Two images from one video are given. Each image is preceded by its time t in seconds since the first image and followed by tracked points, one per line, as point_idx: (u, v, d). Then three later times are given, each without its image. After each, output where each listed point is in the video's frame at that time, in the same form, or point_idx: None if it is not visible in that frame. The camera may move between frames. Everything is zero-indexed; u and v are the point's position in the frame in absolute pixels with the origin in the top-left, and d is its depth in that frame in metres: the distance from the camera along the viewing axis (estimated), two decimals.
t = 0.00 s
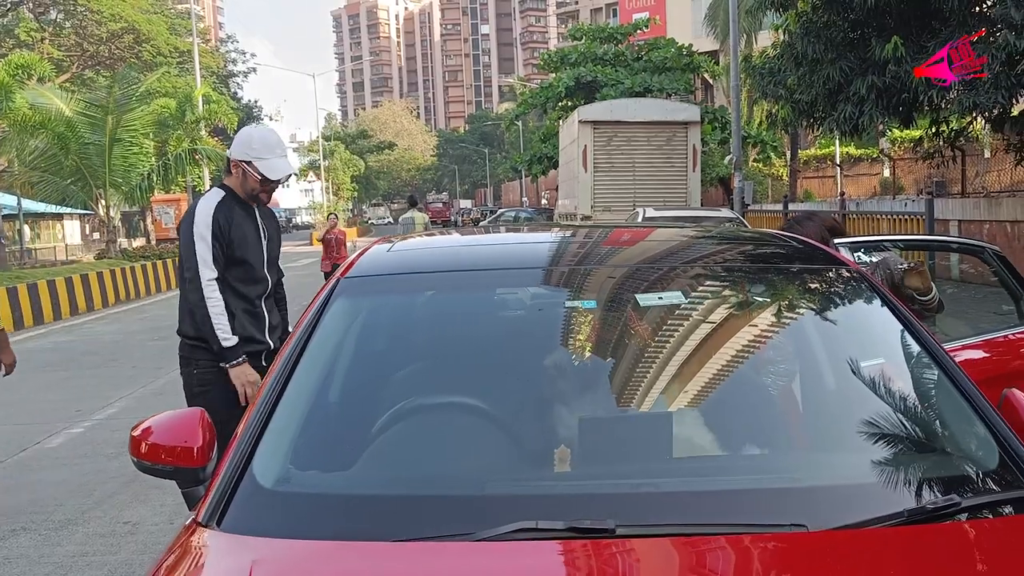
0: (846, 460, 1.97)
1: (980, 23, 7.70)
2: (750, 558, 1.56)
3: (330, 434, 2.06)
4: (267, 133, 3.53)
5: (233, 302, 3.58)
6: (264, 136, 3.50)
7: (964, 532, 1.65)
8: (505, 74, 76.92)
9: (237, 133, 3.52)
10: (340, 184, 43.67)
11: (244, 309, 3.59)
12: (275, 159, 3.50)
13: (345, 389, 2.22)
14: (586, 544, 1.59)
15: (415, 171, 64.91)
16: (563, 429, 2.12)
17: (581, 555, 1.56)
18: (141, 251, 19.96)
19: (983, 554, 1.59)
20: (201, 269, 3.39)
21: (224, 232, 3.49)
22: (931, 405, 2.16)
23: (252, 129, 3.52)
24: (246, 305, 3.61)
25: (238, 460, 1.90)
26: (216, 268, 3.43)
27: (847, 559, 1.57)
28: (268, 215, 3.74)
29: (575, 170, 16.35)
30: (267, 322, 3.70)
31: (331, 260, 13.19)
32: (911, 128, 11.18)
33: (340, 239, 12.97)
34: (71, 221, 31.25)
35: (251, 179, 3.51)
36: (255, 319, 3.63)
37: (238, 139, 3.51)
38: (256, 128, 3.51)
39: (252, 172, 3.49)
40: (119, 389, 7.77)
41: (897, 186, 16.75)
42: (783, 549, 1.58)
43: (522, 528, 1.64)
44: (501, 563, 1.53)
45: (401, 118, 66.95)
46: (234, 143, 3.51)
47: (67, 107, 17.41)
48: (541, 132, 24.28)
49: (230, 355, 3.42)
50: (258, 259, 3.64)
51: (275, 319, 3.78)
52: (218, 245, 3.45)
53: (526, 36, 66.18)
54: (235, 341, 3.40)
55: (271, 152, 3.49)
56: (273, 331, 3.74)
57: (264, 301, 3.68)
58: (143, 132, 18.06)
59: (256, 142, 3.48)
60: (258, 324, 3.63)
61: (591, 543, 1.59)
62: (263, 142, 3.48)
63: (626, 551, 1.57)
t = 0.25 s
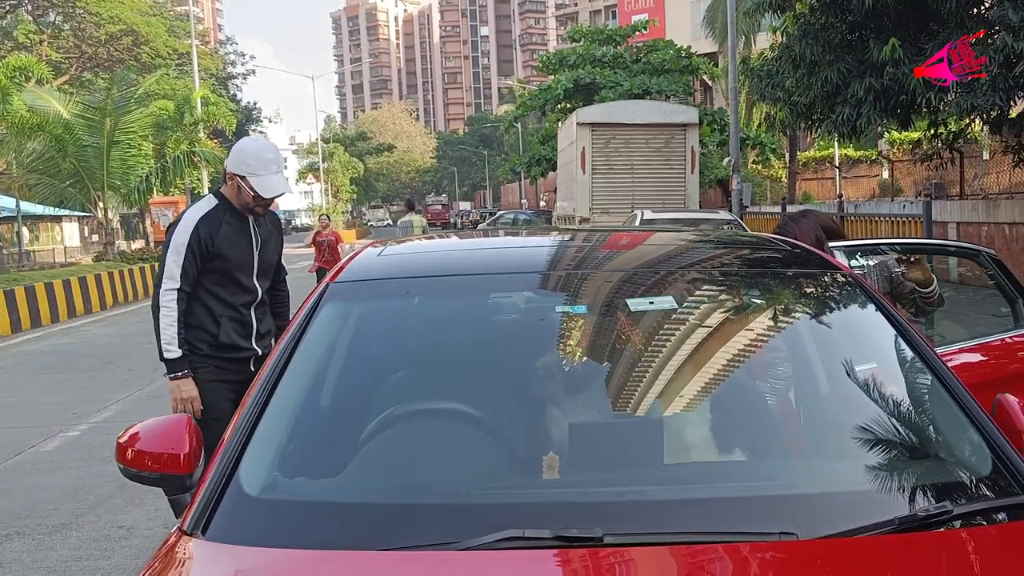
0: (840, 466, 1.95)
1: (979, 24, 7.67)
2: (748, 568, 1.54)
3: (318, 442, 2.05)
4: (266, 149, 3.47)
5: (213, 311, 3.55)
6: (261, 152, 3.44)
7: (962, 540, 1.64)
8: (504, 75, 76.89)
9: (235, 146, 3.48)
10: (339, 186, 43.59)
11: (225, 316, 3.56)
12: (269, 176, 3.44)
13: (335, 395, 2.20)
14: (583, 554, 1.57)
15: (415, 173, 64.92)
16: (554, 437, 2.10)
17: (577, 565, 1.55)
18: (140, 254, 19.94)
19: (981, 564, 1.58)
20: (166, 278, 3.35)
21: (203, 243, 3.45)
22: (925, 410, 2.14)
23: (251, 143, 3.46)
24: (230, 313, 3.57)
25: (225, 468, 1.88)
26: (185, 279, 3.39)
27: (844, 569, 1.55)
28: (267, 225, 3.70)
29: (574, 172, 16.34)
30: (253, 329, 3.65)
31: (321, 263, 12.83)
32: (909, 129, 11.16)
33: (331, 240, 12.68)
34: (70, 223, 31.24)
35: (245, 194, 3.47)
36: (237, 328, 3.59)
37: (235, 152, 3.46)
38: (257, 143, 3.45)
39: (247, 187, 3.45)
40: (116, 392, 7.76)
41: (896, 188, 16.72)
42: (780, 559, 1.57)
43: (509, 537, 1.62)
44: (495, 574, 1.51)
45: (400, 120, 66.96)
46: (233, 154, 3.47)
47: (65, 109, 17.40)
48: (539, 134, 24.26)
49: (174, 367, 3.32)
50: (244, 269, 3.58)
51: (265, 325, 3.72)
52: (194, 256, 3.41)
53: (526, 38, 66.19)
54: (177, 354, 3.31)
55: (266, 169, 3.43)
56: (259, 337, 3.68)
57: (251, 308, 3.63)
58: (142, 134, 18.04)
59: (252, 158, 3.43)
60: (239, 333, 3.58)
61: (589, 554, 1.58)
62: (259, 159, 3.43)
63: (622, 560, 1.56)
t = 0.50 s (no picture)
0: (837, 466, 1.94)
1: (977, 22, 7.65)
2: (747, 568, 1.54)
3: (313, 442, 2.03)
4: (250, 161, 3.37)
5: (205, 321, 3.53)
6: (247, 166, 3.35)
7: (961, 540, 1.63)
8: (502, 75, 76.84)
9: (221, 158, 3.39)
10: (338, 186, 43.53)
11: (218, 325, 3.54)
12: (256, 191, 3.35)
13: (330, 395, 2.19)
14: (581, 555, 1.57)
15: (413, 172, 64.90)
16: (550, 436, 2.09)
17: (576, 566, 1.54)
18: (138, 253, 19.92)
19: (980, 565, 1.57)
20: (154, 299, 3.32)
21: (189, 259, 3.39)
22: (922, 409, 2.14)
23: (237, 156, 3.37)
24: (223, 320, 3.55)
25: (218, 469, 1.87)
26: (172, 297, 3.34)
27: (841, 571, 1.55)
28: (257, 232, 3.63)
29: (572, 171, 16.32)
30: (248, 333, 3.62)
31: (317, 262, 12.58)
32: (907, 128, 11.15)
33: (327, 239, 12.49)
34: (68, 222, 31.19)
35: (233, 209, 3.39)
36: (231, 335, 3.57)
37: (220, 166, 3.37)
38: (242, 156, 3.36)
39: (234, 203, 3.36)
40: (113, 391, 7.74)
41: (895, 187, 16.70)
42: (778, 560, 1.57)
43: (504, 538, 1.61)
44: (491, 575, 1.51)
45: (399, 120, 66.92)
46: (218, 168, 3.38)
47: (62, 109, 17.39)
48: (538, 134, 24.23)
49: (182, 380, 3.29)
50: (233, 279, 3.53)
51: (259, 328, 3.68)
52: (180, 273, 3.36)
53: (525, 37, 66.11)
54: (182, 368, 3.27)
55: (252, 184, 3.35)
56: (254, 341, 3.66)
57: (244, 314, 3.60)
58: (140, 133, 18.01)
59: (237, 172, 3.34)
60: (232, 341, 3.56)
61: (588, 556, 1.57)
62: (244, 173, 3.34)
63: (620, 561, 1.56)
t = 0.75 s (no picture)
0: (837, 466, 1.95)
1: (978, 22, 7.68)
2: (747, 568, 1.54)
3: (314, 444, 2.04)
4: (235, 181, 3.26)
5: (195, 337, 3.50)
6: (230, 185, 3.24)
7: (961, 540, 1.64)
8: (502, 75, 76.85)
9: (202, 178, 3.27)
10: (338, 186, 43.54)
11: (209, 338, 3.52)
12: (242, 210, 3.25)
13: (331, 396, 2.20)
14: (581, 554, 1.58)
15: (413, 173, 64.92)
16: (550, 437, 2.10)
17: (576, 565, 1.55)
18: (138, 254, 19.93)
19: (979, 564, 1.58)
20: (139, 322, 3.25)
21: (173, 279, 3.32)
22: (922, 409, 2.14)
23: (221, 176, 3.25)
24: (213, 334, 3.53)
25: (220, 471, 1.88)
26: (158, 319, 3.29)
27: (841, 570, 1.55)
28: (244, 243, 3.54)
29: (572, 172, 16.33)
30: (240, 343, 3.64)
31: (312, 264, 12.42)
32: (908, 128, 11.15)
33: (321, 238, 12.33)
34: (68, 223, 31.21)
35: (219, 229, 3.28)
36: (221, 348, 3.56)
37: (202, 186, 3.26)
38: (224, 175, 3.25)
39: (220, 223, 3.26)
40: (113, 392, 7.75)
41: (895, 187, 16.70)
42: (778, 559, 1.57)
43: (505, 537, 1.62)
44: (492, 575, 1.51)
45: (399, 120, 66.94)
46: (199, 188, 3.27)
47: (62, 109, 17.40)
48: (538, 134, 24.24)
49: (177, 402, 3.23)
50: (220, 294, 3.48)
51: (250, 336, 3.71)
52: (165, 294, 3.30)
53: (525, 38, 66.13)
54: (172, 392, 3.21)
55: (238, 203, 3.24)
56: (245, 349, 3.68)
57: (235, 324, 3.59)
58: (140, 134, 18.01)
59: (221, 192, 3.23)
60: (224, 353, 3.56)
61: (588, 555, 1.58)
62: (229, 195, 3.23)
63: (620, 560, 1.56)
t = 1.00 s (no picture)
0: (835, 466, 1.96)
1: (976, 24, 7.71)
2: (747, 567, 1.55)
3: (316, 444, 2.05)
4: (223, 177, 3.23)
5: (185, 343, 3.46)
6: (219, 180, 3.22)
7: (960, 539, 1.65)
8: (501, 77, 76.87)
9: (188, 176, 3.23)
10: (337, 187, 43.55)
11: (199, 344, 3.47)
12: (233, 205, 3.23)
13: (333, 397, 2.21)
14: (581, 553, 1.59)
15: (412, 174, 64.94)
16: (551, 438, 2.11)
17: (576, 564, 1.55)
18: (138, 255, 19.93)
19: (976, 562, 1.59)
20: (125, 331, 3.23)
21: (161, 285, 3.29)
22: (920, 411, 2.15)
23: (208, 173, 3.22)
24: (204, 339, 3.48)
25: (223, 472, 1.89)
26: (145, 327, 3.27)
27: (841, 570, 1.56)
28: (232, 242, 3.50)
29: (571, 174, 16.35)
30: (233, 345, 3.57)
31: (314, 267, 12.41)
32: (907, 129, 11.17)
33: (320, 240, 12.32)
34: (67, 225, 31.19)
35: (211, 226, 3.26)
36: (212, 353, 3.51)
37: (189, 184, 3.22)
38: (211, 171, 3.22)
39: (212, 219, 3.23)
40: (113, 393, 7.76)
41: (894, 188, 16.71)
42: (778, 558, 1.58)
43: (507, 537, 1.63)
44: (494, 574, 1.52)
45: (398, 121, 66.97)
46: (186, 187, 3.23)
47: (61, 111, 17.40)
48: (537, 136, 24.25)
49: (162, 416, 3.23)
50: (210, 299, 3.44)
51: (242, 338, 3.64)
52: (153, 302, 3.27)
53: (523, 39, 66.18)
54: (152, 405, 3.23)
55: (228, 197, 3.22)
56: (239, 351, 3.62)
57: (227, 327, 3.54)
58: (139, 136, 18.01)
59: (211, 187, 3.20)
60: (215, 358, 3.51)
61: (587, 553, 1.59)
62: (219, 191, 3.20)
63: (620, 559, 1.57)
